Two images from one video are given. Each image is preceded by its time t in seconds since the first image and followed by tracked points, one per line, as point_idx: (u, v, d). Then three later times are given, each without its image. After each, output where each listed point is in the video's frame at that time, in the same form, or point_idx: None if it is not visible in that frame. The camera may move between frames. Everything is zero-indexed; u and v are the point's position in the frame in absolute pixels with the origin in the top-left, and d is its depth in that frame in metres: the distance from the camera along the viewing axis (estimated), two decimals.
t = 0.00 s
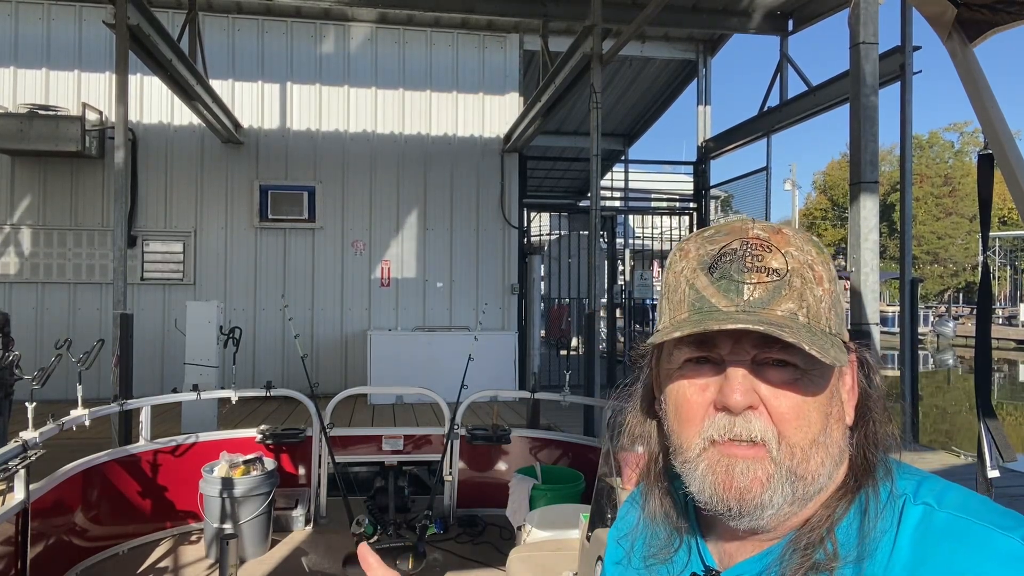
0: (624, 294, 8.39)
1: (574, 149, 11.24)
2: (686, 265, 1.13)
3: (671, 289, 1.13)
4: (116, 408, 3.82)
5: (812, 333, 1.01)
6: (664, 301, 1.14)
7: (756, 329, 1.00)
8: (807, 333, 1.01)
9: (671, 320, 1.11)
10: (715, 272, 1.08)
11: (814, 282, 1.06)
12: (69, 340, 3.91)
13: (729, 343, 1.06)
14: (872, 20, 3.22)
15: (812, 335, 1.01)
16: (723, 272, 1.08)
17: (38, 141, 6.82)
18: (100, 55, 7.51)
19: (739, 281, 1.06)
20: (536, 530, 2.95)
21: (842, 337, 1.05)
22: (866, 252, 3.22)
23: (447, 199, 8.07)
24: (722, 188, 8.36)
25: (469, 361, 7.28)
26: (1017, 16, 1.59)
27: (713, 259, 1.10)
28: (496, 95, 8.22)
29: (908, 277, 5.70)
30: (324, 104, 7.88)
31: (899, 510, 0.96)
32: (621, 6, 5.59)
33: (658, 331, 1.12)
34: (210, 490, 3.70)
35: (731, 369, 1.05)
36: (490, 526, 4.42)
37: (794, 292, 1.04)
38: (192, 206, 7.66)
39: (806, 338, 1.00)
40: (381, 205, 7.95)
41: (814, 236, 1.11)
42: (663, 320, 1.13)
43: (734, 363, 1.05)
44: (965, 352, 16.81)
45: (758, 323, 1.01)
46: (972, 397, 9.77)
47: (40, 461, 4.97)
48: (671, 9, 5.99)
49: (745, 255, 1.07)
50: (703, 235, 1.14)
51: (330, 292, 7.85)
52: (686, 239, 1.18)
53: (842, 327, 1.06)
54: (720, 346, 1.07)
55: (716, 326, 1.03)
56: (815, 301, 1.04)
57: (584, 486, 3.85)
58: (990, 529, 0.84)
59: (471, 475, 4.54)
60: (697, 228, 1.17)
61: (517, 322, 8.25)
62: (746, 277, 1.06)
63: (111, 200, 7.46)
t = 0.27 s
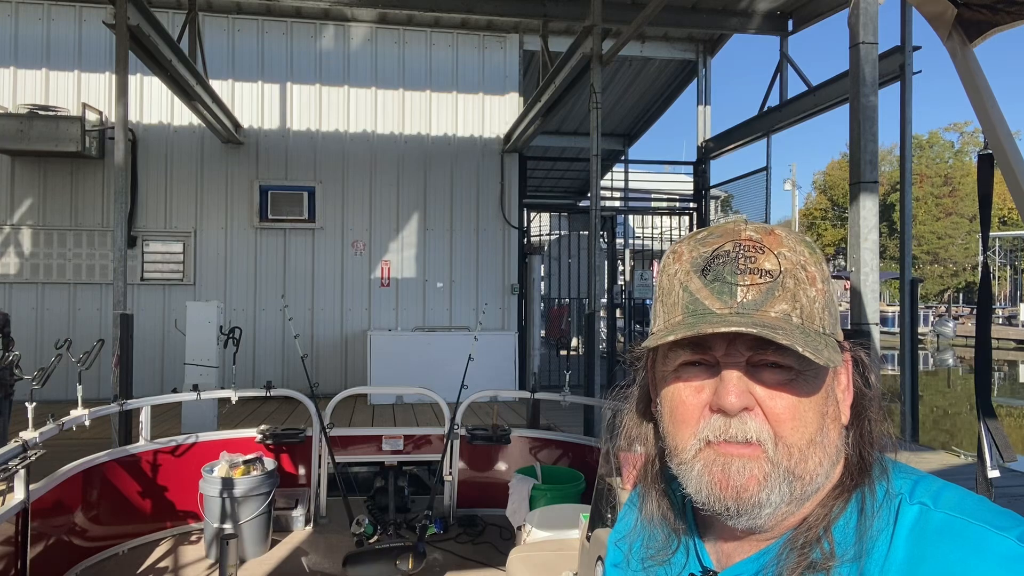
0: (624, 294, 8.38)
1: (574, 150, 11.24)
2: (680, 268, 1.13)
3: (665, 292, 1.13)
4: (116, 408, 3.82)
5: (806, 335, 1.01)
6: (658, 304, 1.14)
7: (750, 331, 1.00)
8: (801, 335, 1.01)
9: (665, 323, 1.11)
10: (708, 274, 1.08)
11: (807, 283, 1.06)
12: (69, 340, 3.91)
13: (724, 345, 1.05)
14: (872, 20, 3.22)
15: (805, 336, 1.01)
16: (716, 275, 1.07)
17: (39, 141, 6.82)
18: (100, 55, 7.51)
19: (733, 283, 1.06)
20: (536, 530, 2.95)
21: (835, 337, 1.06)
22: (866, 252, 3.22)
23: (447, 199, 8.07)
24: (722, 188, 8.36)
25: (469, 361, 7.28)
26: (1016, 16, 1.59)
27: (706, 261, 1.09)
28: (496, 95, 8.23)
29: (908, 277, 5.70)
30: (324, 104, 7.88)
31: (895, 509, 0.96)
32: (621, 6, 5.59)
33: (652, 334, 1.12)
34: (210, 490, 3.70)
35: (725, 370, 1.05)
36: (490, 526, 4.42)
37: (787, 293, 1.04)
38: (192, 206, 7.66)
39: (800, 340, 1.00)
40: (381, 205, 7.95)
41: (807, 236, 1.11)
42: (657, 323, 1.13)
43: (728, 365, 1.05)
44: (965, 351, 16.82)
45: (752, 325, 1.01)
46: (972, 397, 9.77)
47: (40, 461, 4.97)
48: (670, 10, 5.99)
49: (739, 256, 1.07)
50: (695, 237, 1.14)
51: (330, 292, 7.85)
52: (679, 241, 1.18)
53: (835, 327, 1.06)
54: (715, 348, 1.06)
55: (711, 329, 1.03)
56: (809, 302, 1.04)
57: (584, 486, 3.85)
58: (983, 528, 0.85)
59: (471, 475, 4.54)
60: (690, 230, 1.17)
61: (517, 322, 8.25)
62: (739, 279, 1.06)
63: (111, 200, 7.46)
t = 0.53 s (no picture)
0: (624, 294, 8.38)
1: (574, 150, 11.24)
2: (681, 266, 1.13)
3: (666, 290, 1.13)
4: (116, 408, 3.82)
5: (806, 331, 1.02)
6: (659, 302, 1.14)
7: (751, 328, 1.00)
8: (801, 332, 1.01)
9: (666, 321, 1.11)
10: (709, 272, 1.08)
11: (808, 281, 1.06)
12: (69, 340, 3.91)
13: (724, 343, 1.06)
14: (872, 20, 3.22)
15: (804, 333, 1.01)
16: (717, 273, 1.07)
17: (39, 141, 6.82)
18: (100, 55, 7.51)
19: (733, 281, 1.06)
20: (536, 530, 2.95)
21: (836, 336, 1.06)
22: (866, 252, 3.22)
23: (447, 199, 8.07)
24: (722, 188, 8.36)
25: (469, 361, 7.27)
26: (1016, 16, 1.59)
27: (707, 259, 1.10)
28: (496, 95, 8.23)
29: (908, 277, 5.69)
30: (324, 104, 7.88)
31: (894, 509, 0.96)
32: (621, 6, 5.60)
33: (653, 331, 1.12)
34: (210, 490, 3.70)
35: (725, 368, 1.05)
36: (490, 526, 4.42)
37: (787, 291, 1.04)
38: (192, 206, 7.66)
39: (800, 337, 1.00)
40: (381, 205, 7.95)
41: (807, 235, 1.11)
42: (658, 320, 1.13)
43: (729, 363, 1.05)
44: (965, 351, 16.82)
45: (753, 322, 1.01)
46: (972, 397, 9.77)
47: (40, 461, 4.97)
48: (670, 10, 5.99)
49: (739, 255, 1.07)
50: (696, 236, 1.15)
51: (330, 292, 7.85)
52: (680, 240, 1.18)
53: (835, 325, 1.06)
54: (715, 346, 1.07)
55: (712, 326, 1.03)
56: (809, 300, 1.04)
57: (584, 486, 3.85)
58: (983, 527, 0.85)
59: (471, 475, 4.54)
60: (691, 230, 1.17)
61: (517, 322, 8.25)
62: (739, 277, 1.06)
63: (111, 200, 7.46)
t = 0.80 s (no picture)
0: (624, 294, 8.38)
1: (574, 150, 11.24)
2: (676, 267, 1.13)
3: (662, 291, 1.13)
4: (116, 408, 3.82)
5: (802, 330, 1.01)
6: (656, 303, 1.14)
7: (745, 326, 1.01)
8: (795, 330, 1.01)
9: (662, 321, 1.11)
10: (704, 272, 1.08)
11: (801, 280, 1.06)
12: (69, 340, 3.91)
13: (719, 341, 1.06)
14: (872, 20, 3.22)
15: (800, 331, 1.01)
16: (711, 272, 1.08)
17: (39, 141, 6.82)
18: (100, 55, 7.51)
19: (728, 281, 1.06)
20: (536, 530, 2.95)
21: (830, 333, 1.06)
22: (866, 252, 3.23)
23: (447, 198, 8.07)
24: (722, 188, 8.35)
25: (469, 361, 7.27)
26: (1016, 15, 1.59)
27: (702, 259, 1.10)
28: (496, 95, 8.23)
29: (908, 277, 5.69)
30: (324, 104, 7.88)
31: (892, 507, 0.95)
32: (621, 6, 5.60)
33: (650, 330, 1.12)
34: (210, 490, 3.71)
35: (721, 366, 1.05)
36: (490, 526, 4.42)
37: (781, 290, 1.04)
38: (191, 206, 7.66)
39: (793, 334, 1.00)
40: (381, 205, 7.95)
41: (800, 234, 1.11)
42: (655, 320, 1.13)
43: (724, 361, 1.05)
44: (965, 352, 16.82)
45: (745, 320, 1.01)
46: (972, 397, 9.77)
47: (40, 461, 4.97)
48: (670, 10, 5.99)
49: (733, 255, 1.07)
50: (691, 237, 1.15)
51: (330, 292, 7.85)
52: (675, 241, 1.18)
53: (830, 323, 1.06)
54: (711, 344, 1.07)
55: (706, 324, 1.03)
56: (803, 299, 1.05)
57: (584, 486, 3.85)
58: (982, 525, 0.84)
59: (471, 475, 4.54)
60: (686, 231, 1.17)
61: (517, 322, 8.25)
62: (734, 276, 1.06)
63: (111, 200, 7.46)
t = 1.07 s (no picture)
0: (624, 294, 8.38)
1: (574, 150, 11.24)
2: (669, 267, 1.12)
3: (655, 292, 1.13)
4: (116, 408, 3.82)
5: (792, 332, 1.01)
6: (649, 304, 1.15)
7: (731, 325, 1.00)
8: (784, 331, 1.00)
9: (653, 322, 1.11)
10: (695, 273, 1.08)
11: (792, 280, 1.05)
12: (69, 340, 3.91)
13: (707, 341, 1.06)
14: (872, 20, 3.22)
15: (789, 333, 1.00)
16: (702, 273, 1.07)
17: (39, 141, 6.82)
18: (100, 55, 7.51)
19: (717, 281, 1.06)
20: (536, 530, 2.95)
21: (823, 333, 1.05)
22: (866, 253, 3.23)
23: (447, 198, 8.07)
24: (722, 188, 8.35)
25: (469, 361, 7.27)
26: (1016, 15, 1.58)
27: (694, 260, 1.09)
28: (496, 95, 8.23)
29: (908, 277, 5.69)
30: (324, 104, 7.88)
31: (890, 507, 0.95)
32: (621, 6, 5.59)
33: (641, 331, 1.13)
34: (210, 490, 3.71)
35: (710, 365, 1.05)
36: (490, 526, 4.42)
37: (771, 289, 1.04)
38: (192, 206, 7.66)
39: (776, 333, 1.00)
40: (381, 205, 7.95)
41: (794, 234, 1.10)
42: (647, 321, 1.14)
43: (713, 360, 1.05)
44: (965, 352, 16.82)
45: (731, 319, 1.01)
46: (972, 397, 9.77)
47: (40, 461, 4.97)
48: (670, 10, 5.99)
49: (723, 255, 1.07)
50: (686, 238, 1.14)
51: (330, 292, 7.85)
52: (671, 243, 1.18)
53: (823, 323, 1.05)
54: (701, 344, 1.07)
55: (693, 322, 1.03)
56: (794, 300, 1.04)
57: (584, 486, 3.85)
58: (978, 524, 0.85)
59: (471, 475, 4.54)
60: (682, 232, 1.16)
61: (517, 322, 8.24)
62: (723, 276, 1.06)
63: (111, 200, 7.46)
